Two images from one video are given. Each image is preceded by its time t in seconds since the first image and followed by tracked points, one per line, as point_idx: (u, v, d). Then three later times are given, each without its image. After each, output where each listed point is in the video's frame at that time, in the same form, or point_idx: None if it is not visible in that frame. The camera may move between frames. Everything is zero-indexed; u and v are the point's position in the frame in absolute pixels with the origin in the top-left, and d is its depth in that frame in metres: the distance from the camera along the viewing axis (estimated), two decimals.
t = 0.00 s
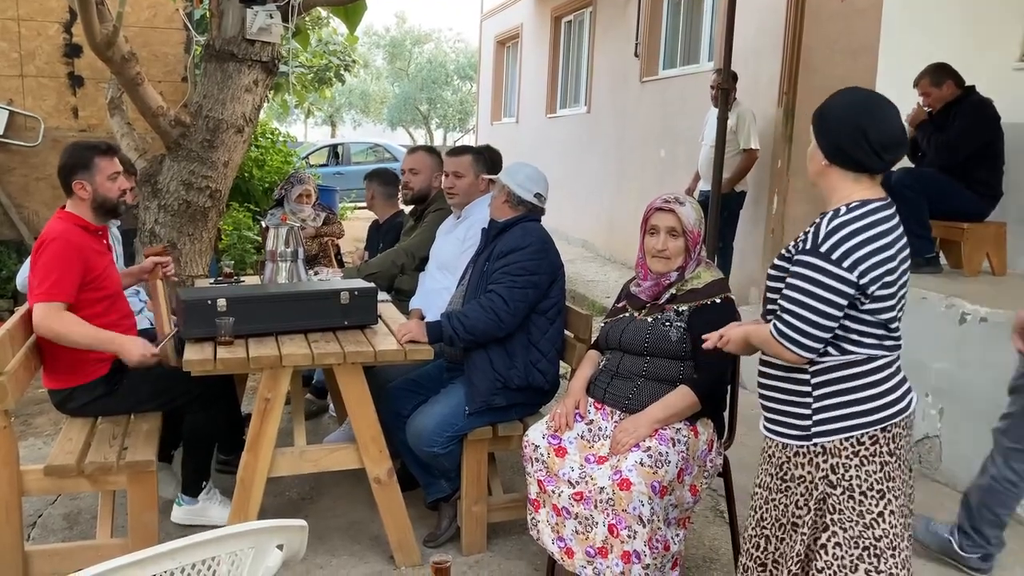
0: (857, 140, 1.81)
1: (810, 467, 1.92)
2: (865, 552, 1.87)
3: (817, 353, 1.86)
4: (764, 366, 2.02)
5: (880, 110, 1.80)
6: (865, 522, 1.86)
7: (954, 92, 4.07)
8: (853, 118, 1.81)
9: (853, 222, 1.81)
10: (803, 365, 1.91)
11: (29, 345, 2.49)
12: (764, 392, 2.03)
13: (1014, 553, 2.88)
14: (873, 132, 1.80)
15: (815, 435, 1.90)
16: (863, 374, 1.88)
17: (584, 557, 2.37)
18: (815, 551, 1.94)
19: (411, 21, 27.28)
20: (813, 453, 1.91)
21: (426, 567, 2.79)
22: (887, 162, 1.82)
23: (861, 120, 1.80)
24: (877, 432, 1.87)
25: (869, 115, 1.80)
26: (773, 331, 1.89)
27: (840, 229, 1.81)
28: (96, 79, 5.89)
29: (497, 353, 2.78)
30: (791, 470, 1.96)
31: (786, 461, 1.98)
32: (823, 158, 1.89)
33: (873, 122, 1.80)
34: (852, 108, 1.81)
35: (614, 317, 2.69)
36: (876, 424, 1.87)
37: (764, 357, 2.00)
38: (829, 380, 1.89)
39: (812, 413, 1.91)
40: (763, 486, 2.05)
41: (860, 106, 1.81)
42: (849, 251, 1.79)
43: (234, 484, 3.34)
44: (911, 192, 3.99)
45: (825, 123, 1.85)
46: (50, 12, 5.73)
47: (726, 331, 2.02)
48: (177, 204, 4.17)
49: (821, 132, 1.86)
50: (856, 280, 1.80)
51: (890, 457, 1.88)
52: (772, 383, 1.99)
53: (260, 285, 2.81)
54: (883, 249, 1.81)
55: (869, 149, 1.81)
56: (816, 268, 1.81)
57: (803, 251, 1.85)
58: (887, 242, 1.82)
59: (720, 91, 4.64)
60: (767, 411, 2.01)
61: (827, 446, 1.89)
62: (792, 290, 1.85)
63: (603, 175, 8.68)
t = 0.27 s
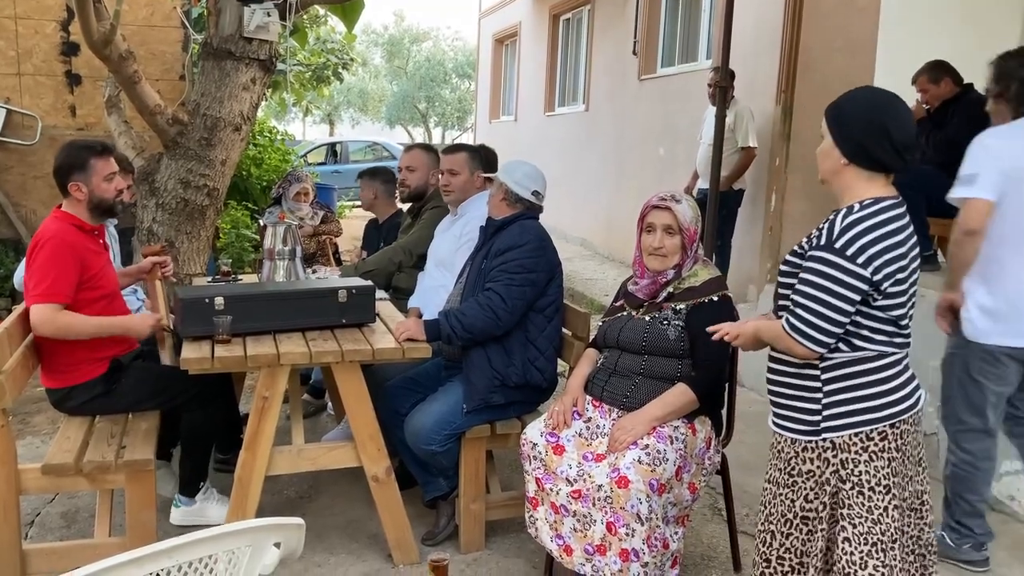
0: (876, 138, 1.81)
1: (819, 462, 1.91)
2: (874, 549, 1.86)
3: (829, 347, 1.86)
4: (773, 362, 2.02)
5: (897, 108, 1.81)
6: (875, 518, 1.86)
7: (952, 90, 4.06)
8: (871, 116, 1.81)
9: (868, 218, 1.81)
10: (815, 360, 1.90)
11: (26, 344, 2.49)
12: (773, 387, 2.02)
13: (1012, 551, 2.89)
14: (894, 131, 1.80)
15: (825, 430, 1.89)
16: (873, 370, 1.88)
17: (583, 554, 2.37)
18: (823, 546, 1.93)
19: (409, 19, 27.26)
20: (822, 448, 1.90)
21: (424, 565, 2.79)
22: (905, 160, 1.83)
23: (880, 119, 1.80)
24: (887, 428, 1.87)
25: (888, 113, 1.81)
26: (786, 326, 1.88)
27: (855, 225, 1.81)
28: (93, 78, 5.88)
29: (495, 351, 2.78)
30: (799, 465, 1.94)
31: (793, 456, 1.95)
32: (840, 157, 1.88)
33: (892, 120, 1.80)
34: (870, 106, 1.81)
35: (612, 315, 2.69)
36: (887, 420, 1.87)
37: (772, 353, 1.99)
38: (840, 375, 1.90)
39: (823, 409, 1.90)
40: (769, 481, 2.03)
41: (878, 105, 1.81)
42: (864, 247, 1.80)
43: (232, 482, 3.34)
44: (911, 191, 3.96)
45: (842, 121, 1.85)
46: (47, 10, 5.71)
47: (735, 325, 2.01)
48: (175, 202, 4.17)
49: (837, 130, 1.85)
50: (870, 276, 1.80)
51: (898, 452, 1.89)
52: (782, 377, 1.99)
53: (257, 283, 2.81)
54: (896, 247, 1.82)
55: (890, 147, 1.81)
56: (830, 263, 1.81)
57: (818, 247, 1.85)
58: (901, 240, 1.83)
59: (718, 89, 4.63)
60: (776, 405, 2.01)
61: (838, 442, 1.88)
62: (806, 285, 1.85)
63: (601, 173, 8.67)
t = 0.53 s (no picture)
0: (884, 138, 1.80)
1: (815, 456, 1.92)
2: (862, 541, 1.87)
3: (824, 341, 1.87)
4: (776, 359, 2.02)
5: (904, 108, 1.81)
6: (863, 511, 1.86)
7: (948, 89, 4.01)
8: (876, 115, 1.81)
9: (867, 214, 1.81)
10: (811, 355, 1.91)
11: (24, 342, 2.48)
12: (774, 383, 2.03)
13: (1010, 548, 2.89)
14: (902, 130, 1.80)
15: (820, 425, 1.90)
16: (870, 367, 1.88)
17: (581, 553, 2.37)
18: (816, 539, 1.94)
19: (407, 18, 27.25)
20: (818, 443, 1.91)
21: (422, 564, 2.79)
22: (913, 159, 1.83)
23: (886, 118, 1.80)
24: (881, 425, 1.87)
25: (893, 112, 1.80)
26: (783, 319, 1.91)
27: (854, 221, 1.81)
28: (91, 76, 5.87)
29: (493, 349, 2.78)
30: (794, 459, 1.96)
31: (790, 451, 1.97)
32: (847, 157, 1.88)
33: (899, 119, 1.80)
34: (876, 105, 1.81)
35: (610, 313, 2.69)
36: (881, 417, 1.87)
37: (776, 347, 1.99)
38: (837, 371, 1.90)
39: (819, 404, 1.91)
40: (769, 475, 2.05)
41: (884, 104, 1.81)
42: (862, 243, 1.80)
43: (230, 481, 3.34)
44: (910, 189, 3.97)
45: (848, 120, 1.85)
46: (44, 8, 5.70)
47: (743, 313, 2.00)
48: (173, 201, 4.16)
49: (844, 129, 1.85)
50: (866, 272, 1.80)
51: (894, 449, 1.88)
52: (783, 374, 2.00)
53: (256, 282, 2.81)
54: (896, 244, 1.82)
55: (898, 146, 1.81)
56: (827, 258, 1.82)
57: (817, 242, 1.86)
58: (901, 238, 1.83)
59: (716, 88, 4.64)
60: (777, 402, 2.02)
61: (832, 437, 1.89)
62: (803, 279, 1.87)
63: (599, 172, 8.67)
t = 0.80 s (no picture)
0: (885, 138, 1.81)
1: (813, 452, 1.93)
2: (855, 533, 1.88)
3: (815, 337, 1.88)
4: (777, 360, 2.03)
5: (903, 108, 1.82)
6: (857, 504, 1.87)
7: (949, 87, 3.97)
8: (874, 115, 1.81)
9: (858, 211, 1.81)
10: (808, 350, 1.93)
11: (25, 342, 2.48)
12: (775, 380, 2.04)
13: (1009, 548, 2.89)
14: (903, 130, 1.80)
15: (818, 421, 1.91)
16: (868, 364, 1.88)
17: (580, 552, 2.37)
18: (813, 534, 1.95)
19: (406, 18, 27.24)
20: (816, 439, 1.92)
21: (422, 563, 2.79)
22: (913, 159, 1.83)
23: (884, 118, 1.80)
24: (879, 421, 1.86)
25: (890, 112, 1.81)
26: (776, 313, 1.93)
27: (844, 217, 1.81)
28: (90, 76, 5.87)
29: (494, 349, 2.78)
30: (794, 455, 1.97)
31: (790, 447, 1.98)
32: (848, 156, 1.88)
33: (899, 119, 1.80)
34: (876, 106, 1.82)
35: (611, 313, 2.69)
36: (878, 413, 1.86)
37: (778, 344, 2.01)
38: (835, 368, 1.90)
39: (817, 400, 1.92)
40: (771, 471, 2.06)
41: (885, 104, 1.81)
42: (851, 239, 1.80)
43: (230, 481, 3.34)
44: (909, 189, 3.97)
45: (848, 120, 1.85)
46: (43, 8, 5.70)
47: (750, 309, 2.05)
48: (172, 200, 4.16)
49: (846, 129, 1.85)
50: (854, 268, 1.80)
51: (893, 445, 1.87)
52: (783, 371, 2.01)
53: (257, 281, 2.81)
54: (888, 240, 1.81)
55: (899, 146, 1.81)
56: (818, 254, 1.83)
57: (808, 238, 1.87)
58: (894, 234, 1.81)
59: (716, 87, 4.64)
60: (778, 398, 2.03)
61: (830, 433, 1.89)
62: (794, 274, 1.88)
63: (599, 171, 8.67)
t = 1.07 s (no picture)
0: (887, 139, 1.81)
1: (815, 451, 1.93)
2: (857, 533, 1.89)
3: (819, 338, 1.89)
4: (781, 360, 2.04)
5: (904, 110, 1.81)
6: (860, 504, 1.87)
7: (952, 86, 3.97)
8: (875, 117, 1.81)
9: (861, 211, 1.81)
10: (810, 350, 1.93)
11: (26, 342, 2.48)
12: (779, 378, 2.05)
13: (1011, 548, 2.90)
14: (903, 131, 1.80)
15: (819, 420, 1.92)
16: (869, 363, 1.88)
17: (582, 553, 2.37)
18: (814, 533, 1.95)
19: (407, 18, 27.25)
20: (817, 438, 1.92)
21: (424, 563, 2.79)
22: (915, 159, 1.83)
23: (884, 120, 1.81)
24: (881, 421, 1.86)
25: (891, 112, 1.81)
26: (780, 314, 1.93)
27: (848, 217, 1.82)
28: (92, 76, 5.88)
29: (496, 350, 2.78)
30: (795, 454, 1.97)
31: (791, 446, 1.98)
32: (851, 157, 1.88)
33: (902, 121, 1.80)
34: (878, 108, 1.82)
35: (614, 313, 2.69)
36: (880, 413, 1.86)
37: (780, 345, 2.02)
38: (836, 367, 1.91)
39: (819, 399, 1.93)
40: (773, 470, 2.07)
41: (887, 107, 1.81)
42: (855, 240, 1.80)
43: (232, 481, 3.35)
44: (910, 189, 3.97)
45: (850, 121, 1.86)
46: (45, 8, 5.70)
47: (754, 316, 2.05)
48: (174, 201, 4.16)
49: (848, 132, 1.86)
50: (858, 268, 1.80)
51: (895, 445, 1.87)
52: (786, 370, 2.02)
53: (259, 281, 2.81)
54: (892, 241, 1.81)
55: (900, 147, 1.81)
56: (820, 255, 1.83)
57: (812, 238, 1.87)
58: (898, 234, 1.82)
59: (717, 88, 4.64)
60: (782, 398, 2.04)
61: (831, 432, 1.90)
62: (798, 274, 1.88)
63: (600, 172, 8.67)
